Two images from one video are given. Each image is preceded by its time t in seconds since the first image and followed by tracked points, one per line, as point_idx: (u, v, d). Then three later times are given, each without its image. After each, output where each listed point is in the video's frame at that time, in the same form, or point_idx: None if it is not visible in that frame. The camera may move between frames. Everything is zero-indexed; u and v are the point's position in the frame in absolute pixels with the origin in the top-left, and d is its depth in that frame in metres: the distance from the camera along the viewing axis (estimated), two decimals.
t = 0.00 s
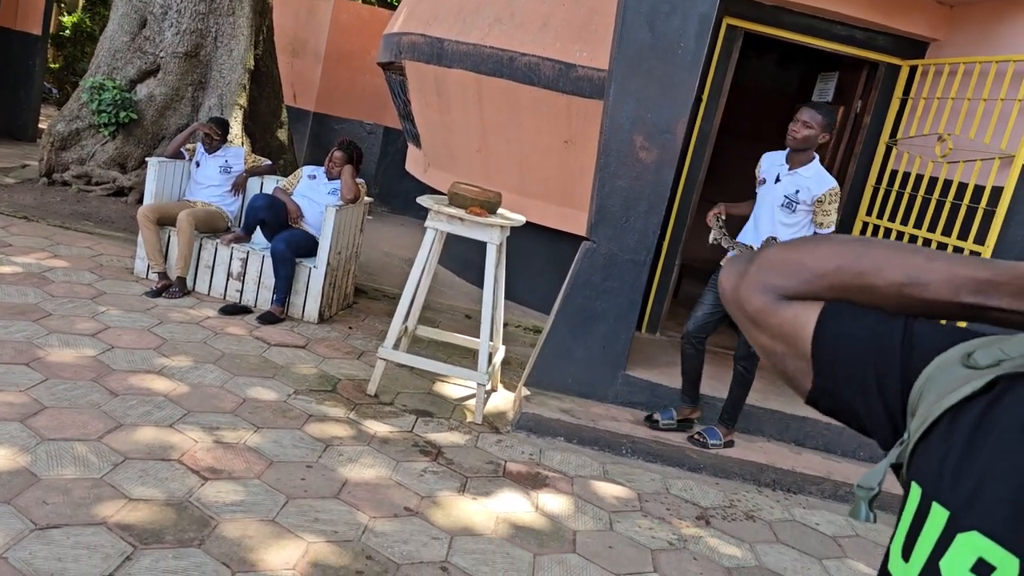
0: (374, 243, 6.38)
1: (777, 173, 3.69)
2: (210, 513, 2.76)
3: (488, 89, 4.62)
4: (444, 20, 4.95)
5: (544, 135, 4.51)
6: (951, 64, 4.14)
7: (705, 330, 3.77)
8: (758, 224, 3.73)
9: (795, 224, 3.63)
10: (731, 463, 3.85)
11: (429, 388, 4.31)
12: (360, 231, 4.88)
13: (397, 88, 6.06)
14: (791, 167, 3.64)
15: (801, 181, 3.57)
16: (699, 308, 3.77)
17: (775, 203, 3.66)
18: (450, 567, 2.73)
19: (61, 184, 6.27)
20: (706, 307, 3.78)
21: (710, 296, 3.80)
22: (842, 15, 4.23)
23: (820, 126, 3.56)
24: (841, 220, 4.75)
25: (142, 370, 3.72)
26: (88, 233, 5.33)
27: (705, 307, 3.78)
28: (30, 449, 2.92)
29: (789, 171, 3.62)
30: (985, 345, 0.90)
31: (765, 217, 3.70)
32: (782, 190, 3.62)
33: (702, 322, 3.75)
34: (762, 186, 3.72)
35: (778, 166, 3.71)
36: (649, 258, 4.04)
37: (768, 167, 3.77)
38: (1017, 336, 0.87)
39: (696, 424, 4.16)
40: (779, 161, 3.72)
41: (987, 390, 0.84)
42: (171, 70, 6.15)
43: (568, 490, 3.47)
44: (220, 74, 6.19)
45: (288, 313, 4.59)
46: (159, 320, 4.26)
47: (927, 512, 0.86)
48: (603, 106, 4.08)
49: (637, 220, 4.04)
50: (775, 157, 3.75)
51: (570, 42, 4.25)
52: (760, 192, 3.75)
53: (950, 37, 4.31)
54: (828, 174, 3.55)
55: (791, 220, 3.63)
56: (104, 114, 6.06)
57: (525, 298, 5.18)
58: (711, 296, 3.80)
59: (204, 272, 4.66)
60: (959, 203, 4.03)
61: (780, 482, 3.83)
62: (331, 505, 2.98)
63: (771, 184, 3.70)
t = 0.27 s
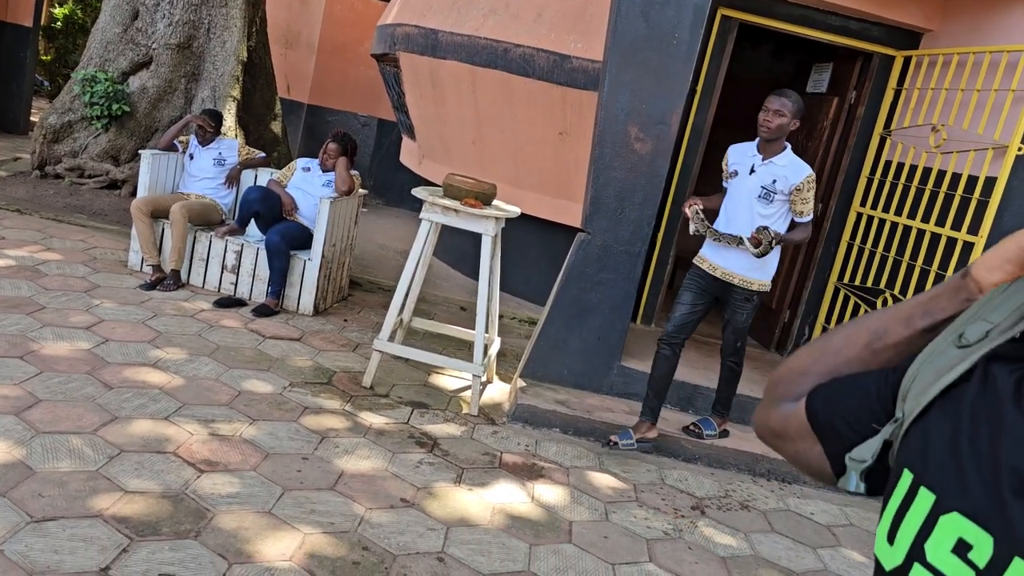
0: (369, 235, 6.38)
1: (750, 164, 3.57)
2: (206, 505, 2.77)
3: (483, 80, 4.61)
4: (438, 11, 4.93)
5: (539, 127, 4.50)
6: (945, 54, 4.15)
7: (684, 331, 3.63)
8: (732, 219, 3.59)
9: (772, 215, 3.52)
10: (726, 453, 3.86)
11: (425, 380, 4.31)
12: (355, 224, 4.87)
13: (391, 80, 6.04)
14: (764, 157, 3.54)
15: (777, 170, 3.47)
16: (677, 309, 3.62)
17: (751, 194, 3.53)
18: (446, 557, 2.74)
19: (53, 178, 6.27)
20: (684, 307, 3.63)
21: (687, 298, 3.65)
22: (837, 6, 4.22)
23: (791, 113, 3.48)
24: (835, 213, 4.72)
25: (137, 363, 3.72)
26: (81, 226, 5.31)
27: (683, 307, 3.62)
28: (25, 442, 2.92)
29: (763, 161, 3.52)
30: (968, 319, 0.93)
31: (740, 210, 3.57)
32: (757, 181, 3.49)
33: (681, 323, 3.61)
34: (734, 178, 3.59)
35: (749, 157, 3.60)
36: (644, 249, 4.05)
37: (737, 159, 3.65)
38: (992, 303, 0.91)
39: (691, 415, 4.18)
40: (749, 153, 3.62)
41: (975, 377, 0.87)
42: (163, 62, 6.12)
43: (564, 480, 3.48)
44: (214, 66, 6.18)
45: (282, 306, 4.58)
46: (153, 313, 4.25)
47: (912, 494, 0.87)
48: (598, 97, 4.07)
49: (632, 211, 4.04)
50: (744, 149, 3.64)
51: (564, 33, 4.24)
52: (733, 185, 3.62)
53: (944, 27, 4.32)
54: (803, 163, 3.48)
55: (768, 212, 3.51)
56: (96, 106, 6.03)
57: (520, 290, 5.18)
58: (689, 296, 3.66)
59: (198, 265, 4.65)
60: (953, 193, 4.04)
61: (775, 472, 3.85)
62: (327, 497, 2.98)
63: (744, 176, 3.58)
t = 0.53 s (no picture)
0: (368, 231, 6.37)
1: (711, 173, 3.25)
2: (207, 501, 2.77)
3: (482, 76, 4.60)
4: (437, 6, 4.92)
5: (538, 122, 4.50)
6: (944, 50, 4.14)
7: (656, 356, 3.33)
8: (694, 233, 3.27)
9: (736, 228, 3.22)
10: (726, 449, 3.87)
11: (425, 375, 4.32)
12: (354, 220, 4.87)
13: (390, 75, 6.02)
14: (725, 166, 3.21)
15: (741, 180, 3.17)
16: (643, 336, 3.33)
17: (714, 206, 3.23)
18: (447, 552, 2.75)
19: (52, 174, 6.24)
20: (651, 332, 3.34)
21: (652, 320, 3.33)
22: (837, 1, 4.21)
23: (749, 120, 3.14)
24: (833, 208, 4.71)
25: (137, 359, 3.72)
26: (80, 222, 5.31)
27: (650, 331, 3.33)
28: (25, 438, 2.93)
29: (726, 169, 3.20)
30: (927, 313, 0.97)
31: (701, 219, 3.25)
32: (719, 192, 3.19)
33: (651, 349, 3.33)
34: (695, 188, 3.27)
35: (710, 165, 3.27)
36: (644, 245, 4.05)
37: (696, 167, 3.31)
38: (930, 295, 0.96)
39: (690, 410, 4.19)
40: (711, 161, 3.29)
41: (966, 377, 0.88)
42: (161, 58, 6.10)
43: (564, 476, 3.50)
44: (211, 61, 6.12)
45: (282, 302, 4.59)
46: (152, 308, 4.25)
47: (905, 495, 0.89)
48: (597, 92, 4.07)
49: (632, 207, 4.04)
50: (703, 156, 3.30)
51: (563, 28, 4.23)
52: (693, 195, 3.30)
53: (943, 23, 4.31)
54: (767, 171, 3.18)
55: (732, 224, 3.21)
56: (94, 102, 6.05)
57: (519, 286, 5.18)
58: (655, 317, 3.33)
59: (198, 261, 4.66)
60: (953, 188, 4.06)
61: (775, 467, 3.87)
62: (328, 492, 2.99)
63: (706, 186, 3.26)
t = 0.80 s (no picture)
0: (367, 230, 6.37)
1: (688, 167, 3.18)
2: (210, 501, 2.79)
3: (481, 75, 4.60)
4: (436, 5, 4.91)
5: (538, 122, 4.50)
6: (943, 49, 4.15)
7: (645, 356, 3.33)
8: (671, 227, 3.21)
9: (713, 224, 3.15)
10: (727, 448, 3.90)
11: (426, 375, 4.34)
12: (354, 219, 4.87)
13: (388, 74, 6.01)
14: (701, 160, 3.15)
15: (717, 175, 3.10)
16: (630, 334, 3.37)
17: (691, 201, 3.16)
18: (450, 552, 2.77)
19: (50, 173, 6.22)
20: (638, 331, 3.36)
21: (639, 320, 3.36)
22: None
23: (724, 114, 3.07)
24: (834, 204, 4.72)
25: (138, 359, 3.72)
26: (79, 222, 5.30)
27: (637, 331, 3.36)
28: (27, 438, 2.93)
29: (704, 163, 3.13)
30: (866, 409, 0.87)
31: (678, 214, 3.18)
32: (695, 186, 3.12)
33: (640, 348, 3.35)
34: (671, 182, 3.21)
35: (686, 158, 3.19)
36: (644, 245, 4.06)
37: (673, 159, 3.24)
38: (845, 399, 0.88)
39: (690, 409, 4.20)
40: (688, 153, 3.22)
41: (987, 375, 0.86)
42: (160, 58, 6.08)
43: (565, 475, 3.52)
44: (210, 61, 6.09)
45: (282, 302, 4.59)
46: (152, 308, 4.25)
47: (916, 495, 0.86)
48: (596, 92, 4.06)
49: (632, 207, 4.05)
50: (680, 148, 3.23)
51: (562, 28, 4.23)
52: (670, 189, 3.23)
53: (942, 22, 4.32)
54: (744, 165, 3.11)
55: (709, 219, 3.15)
56: (93, 101, 6.04)
57: (519, 285, 5.19)
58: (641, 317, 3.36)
59: (197, 261, 4.65)
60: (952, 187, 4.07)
61: (775, 465, 3.89)
62: (330, 492, 3.01)
63: (683, 179, 3.19)
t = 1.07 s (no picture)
0: (360, 230, 6.36)
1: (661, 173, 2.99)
2: (204, 502, 2.79)
3: (474, 74, 4.59)
4: (428, 5, 4.90)
5: (531, 122, 4.50)
6: (934, 49, 4.17)
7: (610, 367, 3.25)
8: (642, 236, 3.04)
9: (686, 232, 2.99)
10: (720, 447, 3.92)
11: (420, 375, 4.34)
12: (347, 220, 4.86)
13: (380, 74, 6.00)
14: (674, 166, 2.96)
15: (690, 182, 2.92)
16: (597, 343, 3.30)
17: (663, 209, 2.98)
18: (445, 552, 2.78)
19: (41, 174, 6.18)
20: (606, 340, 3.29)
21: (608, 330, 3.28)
22: None
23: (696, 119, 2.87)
24: (826, 203, 4.75)
25: (131, 360, 3.71)
26: (70, 222, 5.27)
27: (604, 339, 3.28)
28: (20, 440, 2.92)
29: (676, 170, 2.95)
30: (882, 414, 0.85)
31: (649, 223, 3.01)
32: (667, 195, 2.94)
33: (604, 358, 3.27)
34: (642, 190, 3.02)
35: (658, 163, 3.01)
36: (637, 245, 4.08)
37: (645, 164, 3.05)
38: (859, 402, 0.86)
39: (684, 408, 4.22)
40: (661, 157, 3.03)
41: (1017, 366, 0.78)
42: (151, 58, 6.05)
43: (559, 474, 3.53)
44: (202, 61, 6.09)
45: (275, 302, 4.58)
46: (145, 309, 4.24)
47: (932, 488, 0.79)
48: (589, 91, 4.07)
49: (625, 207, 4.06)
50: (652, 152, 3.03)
51: (555, 27, 4.23)
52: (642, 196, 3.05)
53: (933, 22, 4.34)
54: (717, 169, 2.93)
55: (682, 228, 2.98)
56: (84, 102, 5.96)
57: (513, 285, 5.20)
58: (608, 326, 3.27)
59: (190, 261, 4.64)
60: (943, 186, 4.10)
61: (768, 464, 3.92)
62: (325, 493, 3.01)
63: (654, 187, 3.00)
